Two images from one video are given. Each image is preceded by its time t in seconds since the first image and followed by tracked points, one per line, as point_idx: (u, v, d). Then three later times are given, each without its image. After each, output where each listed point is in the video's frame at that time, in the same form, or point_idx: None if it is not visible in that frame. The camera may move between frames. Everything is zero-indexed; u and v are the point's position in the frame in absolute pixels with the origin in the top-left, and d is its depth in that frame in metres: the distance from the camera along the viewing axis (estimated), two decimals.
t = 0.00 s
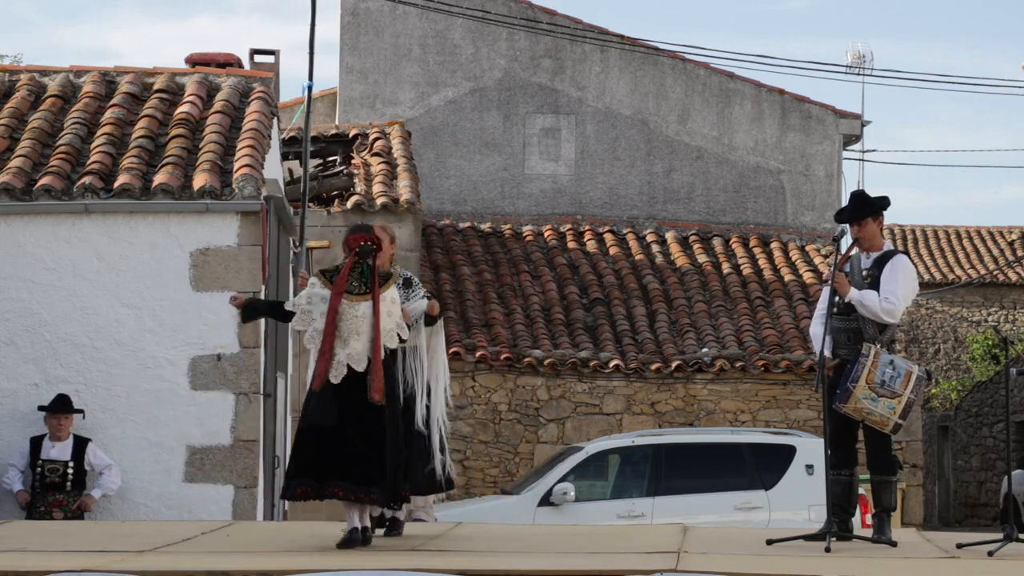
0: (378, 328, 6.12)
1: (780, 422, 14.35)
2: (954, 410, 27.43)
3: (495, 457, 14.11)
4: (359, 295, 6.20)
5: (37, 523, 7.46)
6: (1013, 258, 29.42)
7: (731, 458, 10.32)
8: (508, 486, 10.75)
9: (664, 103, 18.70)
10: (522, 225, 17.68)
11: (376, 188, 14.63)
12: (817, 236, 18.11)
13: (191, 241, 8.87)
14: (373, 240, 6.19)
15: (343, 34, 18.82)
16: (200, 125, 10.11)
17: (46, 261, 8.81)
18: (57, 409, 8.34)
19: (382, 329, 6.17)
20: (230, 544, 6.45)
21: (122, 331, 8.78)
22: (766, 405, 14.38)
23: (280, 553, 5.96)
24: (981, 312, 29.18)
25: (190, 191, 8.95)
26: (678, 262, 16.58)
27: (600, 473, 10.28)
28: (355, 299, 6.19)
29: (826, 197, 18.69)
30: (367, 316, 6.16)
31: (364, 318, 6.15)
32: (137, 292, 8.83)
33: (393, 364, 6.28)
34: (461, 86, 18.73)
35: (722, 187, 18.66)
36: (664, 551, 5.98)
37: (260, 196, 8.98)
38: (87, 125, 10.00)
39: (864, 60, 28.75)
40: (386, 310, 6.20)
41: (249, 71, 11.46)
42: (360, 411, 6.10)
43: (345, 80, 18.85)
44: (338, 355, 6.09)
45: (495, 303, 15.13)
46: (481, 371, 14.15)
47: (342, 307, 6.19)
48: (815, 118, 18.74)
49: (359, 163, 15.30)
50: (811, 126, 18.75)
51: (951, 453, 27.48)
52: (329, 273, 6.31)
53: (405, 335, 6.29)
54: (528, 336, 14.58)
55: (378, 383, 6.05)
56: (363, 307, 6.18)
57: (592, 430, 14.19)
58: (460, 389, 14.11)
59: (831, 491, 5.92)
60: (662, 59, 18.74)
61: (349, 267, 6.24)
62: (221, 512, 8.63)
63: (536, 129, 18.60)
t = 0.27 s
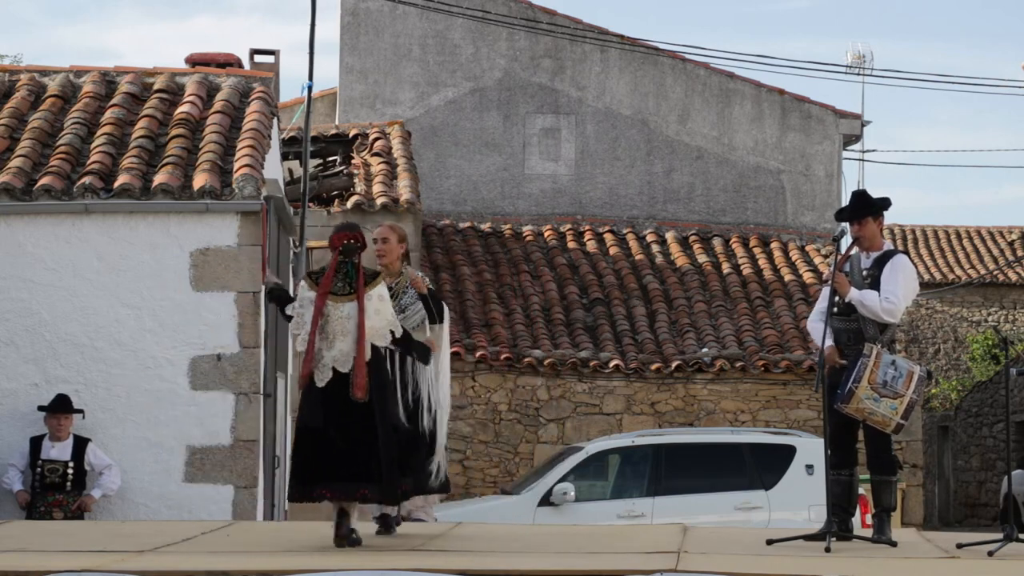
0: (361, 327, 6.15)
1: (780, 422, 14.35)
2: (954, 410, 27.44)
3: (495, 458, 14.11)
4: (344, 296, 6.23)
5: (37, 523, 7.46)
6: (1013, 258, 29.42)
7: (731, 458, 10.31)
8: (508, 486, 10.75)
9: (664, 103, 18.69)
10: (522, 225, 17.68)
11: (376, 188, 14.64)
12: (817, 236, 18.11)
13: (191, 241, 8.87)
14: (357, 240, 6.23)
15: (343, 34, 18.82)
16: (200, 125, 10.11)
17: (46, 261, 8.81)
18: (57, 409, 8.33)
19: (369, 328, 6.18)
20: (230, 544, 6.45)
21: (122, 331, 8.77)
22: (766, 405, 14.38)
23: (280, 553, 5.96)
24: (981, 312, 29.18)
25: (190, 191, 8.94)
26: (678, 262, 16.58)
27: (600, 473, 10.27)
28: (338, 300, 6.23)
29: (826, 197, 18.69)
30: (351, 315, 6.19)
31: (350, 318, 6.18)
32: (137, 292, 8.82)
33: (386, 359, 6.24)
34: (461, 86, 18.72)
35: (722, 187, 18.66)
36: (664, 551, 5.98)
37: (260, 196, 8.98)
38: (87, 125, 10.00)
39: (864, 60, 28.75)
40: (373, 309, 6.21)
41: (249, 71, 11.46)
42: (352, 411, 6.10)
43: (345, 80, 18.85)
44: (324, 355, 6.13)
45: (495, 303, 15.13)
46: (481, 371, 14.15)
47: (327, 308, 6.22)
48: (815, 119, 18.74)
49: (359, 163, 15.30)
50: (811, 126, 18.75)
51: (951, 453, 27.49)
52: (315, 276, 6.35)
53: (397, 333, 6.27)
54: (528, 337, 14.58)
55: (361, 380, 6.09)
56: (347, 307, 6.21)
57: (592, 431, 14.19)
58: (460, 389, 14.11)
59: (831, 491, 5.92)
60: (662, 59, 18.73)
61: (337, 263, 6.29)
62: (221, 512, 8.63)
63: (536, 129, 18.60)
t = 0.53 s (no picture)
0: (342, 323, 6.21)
1: (780, 422, 14.34)
2: (954, 410, 27.45)
3: (496, 458, 14.11)
4: (321, 293, 6.32)
5: (37, 523, 7.46)
6: (1013, 258, 29.41)
7: (731, 458, 10.31)
8: (508, 486, 10.75)
9: (664, 103, 18.70)
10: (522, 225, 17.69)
11: (376, 188, 14.63)
12: (817, 236, 18.11)
13: (191, 241, 8.87)
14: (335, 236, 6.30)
15: (343, 34, 18.82)
16: (199, 125, 10.11)
17: (46, 261, 8.81)
18: (57, 409, 8.34)
19: (347, 324, 6.26)
20: (230, 544, 6.46)
21: (122, 331, 8.77)
22: (766, 405, 14.38)
23: (280, 553, 5.96)
24: (981, 312, 29.17)
25: (190, 191, 8.95)
26: (678, 262, 16.58)
27: (601, 473, 10.28)
28: (316, 297, 6.32)
29: (826, 197, 18.69)
30: (328, 312, 6.28)
31: (326, 315, 6.28)
32: (137, 292, 8.82)
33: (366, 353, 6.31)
34: (461, 86, 18.73)
35: (722, 187, 18.66)
36: (665, 551, 5.98)
37: (260, 196, 8.99)
38: (87, 125, 10.01)
39: (864, 60, 28.76)
40: (351, 305, 6.28)
41: (249, 71, 11.46)
42: (328, 411, 6.19)
43: (345, 80, 18.85)
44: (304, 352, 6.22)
45: (495, 303, 15.13)
46: (481, 371, 14.15)
47: (306, 305, 6.32)
48: (815, 119, 18.73)
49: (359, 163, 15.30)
50: (811, 126, 18.74)
51: (951, 453, 27.49)
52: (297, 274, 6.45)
53: (375, 328, 6.33)
54: (528, 337, 14.58)
55: (340, 376, 6.14)
56: (325, 304, 6.30)
57: (592, 431, 14.19)
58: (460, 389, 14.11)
59: (831, 491, 5.92)
60: (662, 59, 18.73)
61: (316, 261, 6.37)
62: (221, 512, 8.63)
63: (536, 129, 18.60)
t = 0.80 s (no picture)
0: (316, 329, 6.18)
1: (781, 422, 14.34)
2: (954, 410, 27.45)
3: (496, 458, 14.12)
4: (301, 297, 6.33)
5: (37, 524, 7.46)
6: (1013, 258, 29.41)
7: (731, 458, 10.31)
8: (508, 486, 10.76)
9: (664, 103, 18.69)
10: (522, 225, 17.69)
11: (376, 188, 14.63)
12: (817, 236, 18.11)
13: (191, 241, 8.87)
14: (317, 241, 6.30)
15: (343, 34, 18.82)
16: (199, 125, 10.11)
17: (46, 261, 8.81)
18: (57, 410, 8.33)
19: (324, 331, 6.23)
20: (230, 544, 6.45)
21: (122, 331, 8.77)
22: (766, 405, 14.38)
23: (280, 553, 5.95)
24: (981, 312, 29.17)
25: (190, 191, 8.95)
26: (678, 262, 16.58)
27: (601, 473, 10.27)
28: (297, 301, 6.33)
29: (826, 197, 18.69)
30: (305, 317, 6.28)
31: (302, 319, 6.29)
32: (137, 292, 8.82)
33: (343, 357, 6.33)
34: (461, 86, 18.73)
35: (722, 187, 18.66)
36: (665, 551, 5.98)
37: (260, 196, 8.98)
38: (87, 125, 10.01)
39: (864, 60, 28.76)
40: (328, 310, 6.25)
41: (249, 71, 11.46)
42: (298, 416, 6.24)
43: (345, 80, 18.85)
44: (278, 357, 6.28)
45: (495, 303, 15.13)
46: (481, 371, 14.15)
47: (287, 310, 6.35)
48: (815, 118, 18.72)
49: (360, 163, 15.29)
50: (811, 126, 18.73)
51: (951, 452, 27.49)
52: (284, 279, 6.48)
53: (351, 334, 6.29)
54: (528, 336, 14.58)
55: (314, 380, 6.18)
56: (303, 308, 6.30)
57: (592, 430, 14.19)
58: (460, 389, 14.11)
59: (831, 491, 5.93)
60: (662, 59, 18.72)
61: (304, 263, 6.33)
62: (221, 512, 8.63)
63: (536, 129, 18.60)
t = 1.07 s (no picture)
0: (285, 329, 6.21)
1: (781, 422, 14.34)
2: (954, 410, 27.46)
3: (495, 458, 14.12)
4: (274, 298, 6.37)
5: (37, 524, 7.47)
6: (1013, 258, 29.40)
7: (731, 459, 10.31)
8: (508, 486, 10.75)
9: (664, 103, 18.68)
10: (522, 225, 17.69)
11: (376, 188, 14.63)
12: (817, 236, 18.11)
13: (191, 241, 8.87)
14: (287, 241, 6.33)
15: (343, 34, 18.82)
16: (200, 125, 10.11)
17: (46, 261, 8.81)
18: (57, 410, 8.33)
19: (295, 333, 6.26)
20: (230, 544, 6.45)
21: (122, 331, 8.77)
22: (766, 405, 14.38)
23: (280, 554, 5.95)
24: (981, 312, 29.18)
25: (190, 191, 8.95)
26: (678, 262, 16.58)
27: (601, 473, 10.27)
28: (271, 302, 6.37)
29: (826, 197, 18.69)
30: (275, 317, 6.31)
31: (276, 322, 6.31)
32: (137, 292, 8.82)
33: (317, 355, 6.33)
34: (461, 86, 18.72)
35: (722, 187, 18.66)
36: (665, 551, 5.98)
37: (260, 196, 8.98)
38: (87, 125, 10.00)
39: (864, 60, 28.77)
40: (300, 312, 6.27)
41: (249, 71, 11.45)
42: (271, 412, 6.24)
43: (345, 80, 18.85)
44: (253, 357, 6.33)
45: (495, 302, 15.13)
46: (481, 371, 14.15)
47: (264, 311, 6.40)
48: (815, 118, 18.72)
49: (360, 163, 15.29)
50: (811, 126, 18.72)
51: (951, 452, 27.50)
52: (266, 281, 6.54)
53: (321, 333, 6.31)
54: (529, 336, 14.58)
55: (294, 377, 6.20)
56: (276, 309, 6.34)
57: (592, 431, 14.19)
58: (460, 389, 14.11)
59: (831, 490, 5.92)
60: (662, 59, 18.71)
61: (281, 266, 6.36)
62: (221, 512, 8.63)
63: (536, 129, 18.60)
